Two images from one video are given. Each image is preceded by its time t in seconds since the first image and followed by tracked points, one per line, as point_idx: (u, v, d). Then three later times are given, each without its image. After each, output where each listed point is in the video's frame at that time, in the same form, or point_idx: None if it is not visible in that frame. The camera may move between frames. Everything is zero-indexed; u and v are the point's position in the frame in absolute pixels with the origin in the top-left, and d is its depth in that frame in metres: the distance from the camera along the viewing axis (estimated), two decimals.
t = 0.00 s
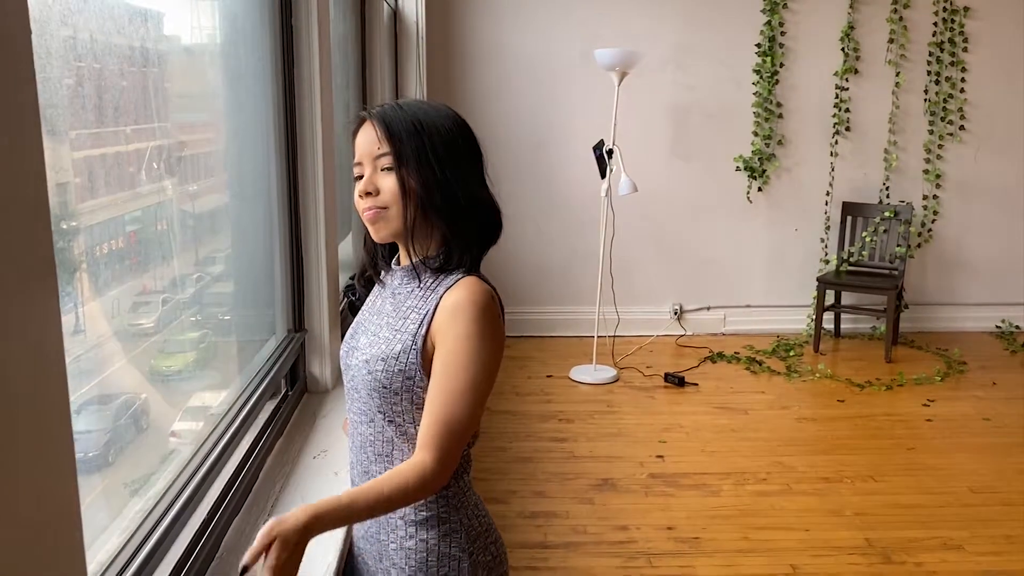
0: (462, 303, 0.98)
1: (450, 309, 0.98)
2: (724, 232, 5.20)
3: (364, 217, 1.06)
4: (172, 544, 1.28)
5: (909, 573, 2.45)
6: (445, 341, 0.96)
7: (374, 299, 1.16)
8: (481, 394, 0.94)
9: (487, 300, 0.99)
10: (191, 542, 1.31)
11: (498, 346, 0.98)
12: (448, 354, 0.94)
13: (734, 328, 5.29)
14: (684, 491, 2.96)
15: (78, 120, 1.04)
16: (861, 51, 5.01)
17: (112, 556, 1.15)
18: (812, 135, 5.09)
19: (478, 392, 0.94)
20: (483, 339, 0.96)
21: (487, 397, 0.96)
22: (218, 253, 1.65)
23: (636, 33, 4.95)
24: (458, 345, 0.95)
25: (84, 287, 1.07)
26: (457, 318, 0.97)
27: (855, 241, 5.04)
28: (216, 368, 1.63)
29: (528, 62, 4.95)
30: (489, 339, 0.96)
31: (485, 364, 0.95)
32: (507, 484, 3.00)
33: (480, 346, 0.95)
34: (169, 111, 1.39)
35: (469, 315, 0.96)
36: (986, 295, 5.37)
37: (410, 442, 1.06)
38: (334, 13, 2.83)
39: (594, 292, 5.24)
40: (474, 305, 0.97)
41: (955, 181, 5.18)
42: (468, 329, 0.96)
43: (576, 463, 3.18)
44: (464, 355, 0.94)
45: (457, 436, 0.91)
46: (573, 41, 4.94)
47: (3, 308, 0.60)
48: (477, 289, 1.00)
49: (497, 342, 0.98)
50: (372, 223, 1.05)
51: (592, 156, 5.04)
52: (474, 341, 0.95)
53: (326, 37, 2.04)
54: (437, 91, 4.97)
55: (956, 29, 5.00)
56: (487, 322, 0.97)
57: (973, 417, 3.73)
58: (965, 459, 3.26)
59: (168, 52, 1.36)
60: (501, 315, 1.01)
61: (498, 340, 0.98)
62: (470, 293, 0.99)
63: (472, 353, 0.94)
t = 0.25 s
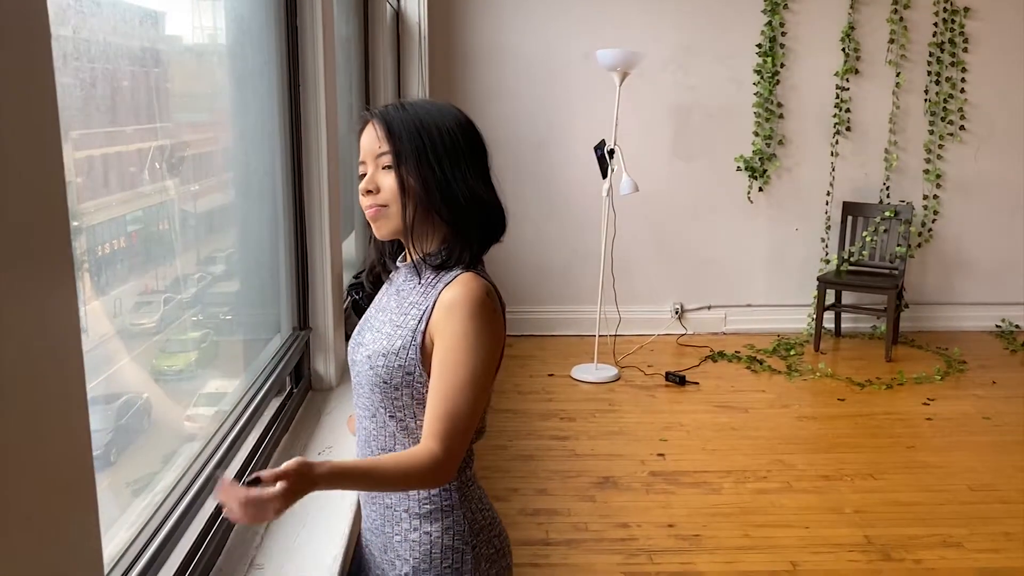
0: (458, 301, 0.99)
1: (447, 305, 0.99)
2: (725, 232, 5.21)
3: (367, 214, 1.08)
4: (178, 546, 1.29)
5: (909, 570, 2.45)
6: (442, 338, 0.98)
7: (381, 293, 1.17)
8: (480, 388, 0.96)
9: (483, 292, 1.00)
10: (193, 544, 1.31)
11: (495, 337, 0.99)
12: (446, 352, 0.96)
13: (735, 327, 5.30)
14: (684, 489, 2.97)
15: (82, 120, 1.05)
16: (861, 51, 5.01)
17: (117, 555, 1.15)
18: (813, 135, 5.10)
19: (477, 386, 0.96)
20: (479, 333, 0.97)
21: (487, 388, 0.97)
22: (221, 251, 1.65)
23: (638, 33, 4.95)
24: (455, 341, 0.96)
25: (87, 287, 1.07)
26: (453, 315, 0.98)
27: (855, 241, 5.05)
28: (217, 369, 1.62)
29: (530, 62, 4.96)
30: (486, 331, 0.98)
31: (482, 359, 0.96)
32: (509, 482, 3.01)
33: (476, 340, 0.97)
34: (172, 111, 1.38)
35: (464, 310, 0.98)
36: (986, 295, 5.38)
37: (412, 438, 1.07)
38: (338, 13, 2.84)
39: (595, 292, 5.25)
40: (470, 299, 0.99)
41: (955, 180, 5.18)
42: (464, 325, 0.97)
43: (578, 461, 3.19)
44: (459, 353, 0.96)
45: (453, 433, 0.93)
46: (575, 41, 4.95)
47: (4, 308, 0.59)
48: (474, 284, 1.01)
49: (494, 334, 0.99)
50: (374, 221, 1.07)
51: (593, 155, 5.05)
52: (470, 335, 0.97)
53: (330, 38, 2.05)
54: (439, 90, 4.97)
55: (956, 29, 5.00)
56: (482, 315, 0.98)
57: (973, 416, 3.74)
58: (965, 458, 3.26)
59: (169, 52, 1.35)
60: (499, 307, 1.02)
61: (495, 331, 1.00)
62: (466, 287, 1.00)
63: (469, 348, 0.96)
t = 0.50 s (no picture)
0: (460, 299, 0.99)
1: (449, 303, 1.00)
2: (727, 230, 5.21)
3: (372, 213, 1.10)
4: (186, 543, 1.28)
5: (909, 567, 2.46)
6: (445, 335, 0.99)
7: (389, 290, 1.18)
8: (483, 384, 0.97)
9: (484, 289, 1.01)
10: (200, 544, 1.30)
11: (497, 333, 1.00)
12: (448, 349, 0.97)
13: (737, 326, 5.31)
14: (686, 487, 2.98)
15: (100, 120, 1.06)
16: (862, 51, 5.02)
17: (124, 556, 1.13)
18: (814, 135, 5.10)
19: (480, 383, 0.96)
20: (480, 330, 0.98)
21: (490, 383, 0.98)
22: (228, 252, 1.65)
23: (640, 34, 4.96)
24: (456, 339, 0.97)
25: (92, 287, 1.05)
26: (454, 313, 0.99)
27: (856, 240, 5.06)
28: (221, 368, 1.58)
29: (532, 62, 4.97)
30: (487, 328, 0.98)
31: (484, 356, 0.97)
32: (512, 480, 3.01)
33: (478, 337, 0.97)
34: (172, 110, 1.35)
35: (465, 307, 0.98)
36: (987, 294, 5.38)
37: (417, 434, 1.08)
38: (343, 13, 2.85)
39: (597, 291, 5.25)
40: (471, 296, 0.99)
41: (956, 180, 5.19)
42: (466, 321, 0.98)
43: (580, 459, 3.20)
44: (460, 351, 0.96)
45: (458, 429, 0.95)
46: (577, 41, 4.95)
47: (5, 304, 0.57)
48: (475, 282, 1.01)
49: (496, 329, 1.00)
50: (378, 219, 1.09)
51: (595, 155, 5.05)
52: (472, 332, 0.97)
53: (335, 39, 2.05)
54: (441, 91, 4.98)
55: (957, 29, 5.01)
56: (483, 312, 0.99)
57: (974, 414, 3.74)
58: (966, 456, 3.27)
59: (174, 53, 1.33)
60: (501, 302, 1.03)
61: (497, 326, 1.00)
62: (467, 284, 1.01)
63: (470, 345, 0.97)
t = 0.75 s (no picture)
0: (467, 299, 1.01)
1: (456, 302, 1.02)
2: (730, 229, 5.22)
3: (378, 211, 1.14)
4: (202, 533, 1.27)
5: (910, 563, 2.47)
6: (451, 335, 1.01)
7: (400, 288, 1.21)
8: (490, 381, 0.99)
9: (490, 289, 1.03)
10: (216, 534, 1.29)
11: (503, 331, 1.02)
12: (456, 348, 0.99)
13: (739, 325, 5.31)
14: (689, 484, 2.99)
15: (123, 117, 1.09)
16: (864, 51, 5.02)
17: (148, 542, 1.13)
18: (816, 134, 5.11)
19: (488, 380, 0.99)
20: (487, 329, 1.00)
21: (497, 380, 1.01)
22: (240, 249, 1.64)
23: (643, 34, 4.97)
24: (464, 338, 0.99)
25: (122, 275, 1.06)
26: (461, 314, 1.01)
27: (858, 239, 5.07)
28: (233, 356, 1.56)
29: (536, 64, 4.98)
30: (494, 326, 1.01)
31: (491, 354, 0.99)
32: (516, 477, 3.02)
33: (484, 335, 1.00)
34: (187, 108, 1.36)
35: (472, 307, 1.01)
36: (988, 294, 5.39)
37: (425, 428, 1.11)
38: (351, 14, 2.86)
39: (599, 290, 5.26)
40: (478, 297, 1.01)
41: (958, 180, 5.19)
42: (472, 321, 1.00)
43: (583, 456, 3.21)
44: (467, 350, 0.99)
45: (464, 425, 0.97)
46: (581, 41, 4.96)
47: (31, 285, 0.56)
48: (482, 284, 1.04)
49: (501, 327, 1.02)
50: (382, 218, 1.13)
51: (598, 155, 5.07)
52: (478, 331, 1.00)
53: (343, 41, 2.06)
54: (445, 91, 4.99)
55: (959, 29, 5.01)
56: (489, 311, 1.01)
57: (975, 413, 3.75)
58: (967, 454, 3.28)
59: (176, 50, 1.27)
60: (507, 303, 1.05)
61: (502, 325, 1.03)
62: (473, 286, 1.03)
63: (477, 344, 0.99)
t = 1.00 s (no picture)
0: (477, 300, 1.04)
1: (466, 302, 1.05)
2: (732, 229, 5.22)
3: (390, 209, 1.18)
4: (213, 526, 1.27)
5: (912, 561, 2.47)
6: (461, 333, 1.04)
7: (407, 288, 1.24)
8: (498, 380, 1.02)
9: (500, 290, 1.05)
10: (227, 529, 1.29)
11: (511, 331, 1.05)
12: (465, 348, 1.02)
13: (741, 324, 5.32)
14: (692, 483, 2.99)
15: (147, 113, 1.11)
16: (866, 51, 5.03)
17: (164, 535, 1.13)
18: (818, 134, 5.12)
19: (496, 379, 1.02)
20: (496, 329, 1.03)
21: (504, 379, 1.03)
22: (248, 246, 1.62)
23: (645, 35, 4.98)
24: (473, 338, 1.02)
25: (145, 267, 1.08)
26: (471, 313, 1.03)
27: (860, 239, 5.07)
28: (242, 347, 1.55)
29: (539, 65, 4.99)
30: (503, 327, 1.03)
31: (499, 354, 1.02)
32: (520, 475, 3.03)
33: (493, 336, 1.02)
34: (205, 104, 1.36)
35: (482, 308, 1.03)
36: (990, 293, 5.39)
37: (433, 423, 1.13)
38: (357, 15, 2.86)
39: (602, 289, 5.27)
40: (488, 298, 1.04)
41: (959, 180, 5.20)
42: (482, 322, 1.03)
43: (586, 455, 3.22)
44: (476, 349, 1.01)
45: (466, 423, 1.00)
46: (584, 41, 4.97)
47: (78, 271, 0.56)
48: (493, 285, 1.05)
49: (510, 327, 1.05)
50: (393, 216, 1.17)
51: (601, 155, 5.07)
52: (487, 332, 1.02)
53: (350, 43, 2.07)
54: (448, 91, 5.00)
55: (961, 30, 5.01)
56: (499, 311, 1.04)
57: (977, 412, 3.75)
58: (968, 452, 3.28)
59: (179, 48, 1.20)
60: (517, 306, 1.08)
61: (510, 325, 1.05)
62: (483, 286, 1.05)
63: (485, 344, 1.02)
